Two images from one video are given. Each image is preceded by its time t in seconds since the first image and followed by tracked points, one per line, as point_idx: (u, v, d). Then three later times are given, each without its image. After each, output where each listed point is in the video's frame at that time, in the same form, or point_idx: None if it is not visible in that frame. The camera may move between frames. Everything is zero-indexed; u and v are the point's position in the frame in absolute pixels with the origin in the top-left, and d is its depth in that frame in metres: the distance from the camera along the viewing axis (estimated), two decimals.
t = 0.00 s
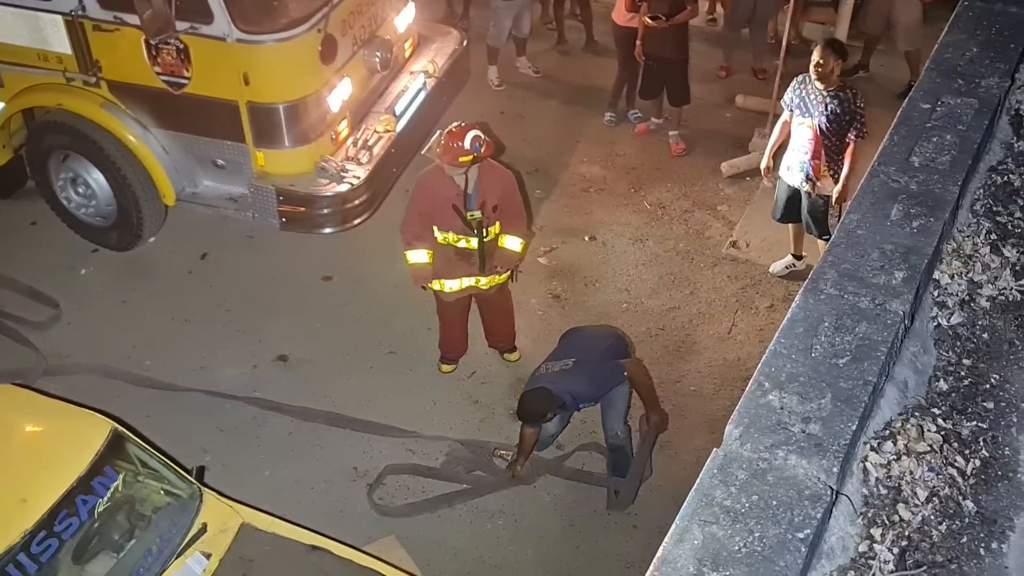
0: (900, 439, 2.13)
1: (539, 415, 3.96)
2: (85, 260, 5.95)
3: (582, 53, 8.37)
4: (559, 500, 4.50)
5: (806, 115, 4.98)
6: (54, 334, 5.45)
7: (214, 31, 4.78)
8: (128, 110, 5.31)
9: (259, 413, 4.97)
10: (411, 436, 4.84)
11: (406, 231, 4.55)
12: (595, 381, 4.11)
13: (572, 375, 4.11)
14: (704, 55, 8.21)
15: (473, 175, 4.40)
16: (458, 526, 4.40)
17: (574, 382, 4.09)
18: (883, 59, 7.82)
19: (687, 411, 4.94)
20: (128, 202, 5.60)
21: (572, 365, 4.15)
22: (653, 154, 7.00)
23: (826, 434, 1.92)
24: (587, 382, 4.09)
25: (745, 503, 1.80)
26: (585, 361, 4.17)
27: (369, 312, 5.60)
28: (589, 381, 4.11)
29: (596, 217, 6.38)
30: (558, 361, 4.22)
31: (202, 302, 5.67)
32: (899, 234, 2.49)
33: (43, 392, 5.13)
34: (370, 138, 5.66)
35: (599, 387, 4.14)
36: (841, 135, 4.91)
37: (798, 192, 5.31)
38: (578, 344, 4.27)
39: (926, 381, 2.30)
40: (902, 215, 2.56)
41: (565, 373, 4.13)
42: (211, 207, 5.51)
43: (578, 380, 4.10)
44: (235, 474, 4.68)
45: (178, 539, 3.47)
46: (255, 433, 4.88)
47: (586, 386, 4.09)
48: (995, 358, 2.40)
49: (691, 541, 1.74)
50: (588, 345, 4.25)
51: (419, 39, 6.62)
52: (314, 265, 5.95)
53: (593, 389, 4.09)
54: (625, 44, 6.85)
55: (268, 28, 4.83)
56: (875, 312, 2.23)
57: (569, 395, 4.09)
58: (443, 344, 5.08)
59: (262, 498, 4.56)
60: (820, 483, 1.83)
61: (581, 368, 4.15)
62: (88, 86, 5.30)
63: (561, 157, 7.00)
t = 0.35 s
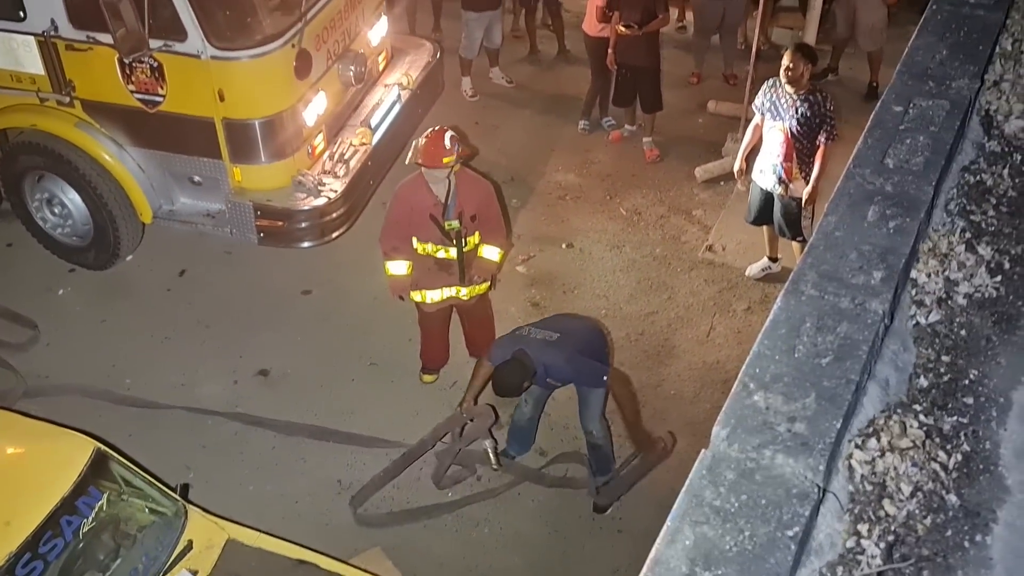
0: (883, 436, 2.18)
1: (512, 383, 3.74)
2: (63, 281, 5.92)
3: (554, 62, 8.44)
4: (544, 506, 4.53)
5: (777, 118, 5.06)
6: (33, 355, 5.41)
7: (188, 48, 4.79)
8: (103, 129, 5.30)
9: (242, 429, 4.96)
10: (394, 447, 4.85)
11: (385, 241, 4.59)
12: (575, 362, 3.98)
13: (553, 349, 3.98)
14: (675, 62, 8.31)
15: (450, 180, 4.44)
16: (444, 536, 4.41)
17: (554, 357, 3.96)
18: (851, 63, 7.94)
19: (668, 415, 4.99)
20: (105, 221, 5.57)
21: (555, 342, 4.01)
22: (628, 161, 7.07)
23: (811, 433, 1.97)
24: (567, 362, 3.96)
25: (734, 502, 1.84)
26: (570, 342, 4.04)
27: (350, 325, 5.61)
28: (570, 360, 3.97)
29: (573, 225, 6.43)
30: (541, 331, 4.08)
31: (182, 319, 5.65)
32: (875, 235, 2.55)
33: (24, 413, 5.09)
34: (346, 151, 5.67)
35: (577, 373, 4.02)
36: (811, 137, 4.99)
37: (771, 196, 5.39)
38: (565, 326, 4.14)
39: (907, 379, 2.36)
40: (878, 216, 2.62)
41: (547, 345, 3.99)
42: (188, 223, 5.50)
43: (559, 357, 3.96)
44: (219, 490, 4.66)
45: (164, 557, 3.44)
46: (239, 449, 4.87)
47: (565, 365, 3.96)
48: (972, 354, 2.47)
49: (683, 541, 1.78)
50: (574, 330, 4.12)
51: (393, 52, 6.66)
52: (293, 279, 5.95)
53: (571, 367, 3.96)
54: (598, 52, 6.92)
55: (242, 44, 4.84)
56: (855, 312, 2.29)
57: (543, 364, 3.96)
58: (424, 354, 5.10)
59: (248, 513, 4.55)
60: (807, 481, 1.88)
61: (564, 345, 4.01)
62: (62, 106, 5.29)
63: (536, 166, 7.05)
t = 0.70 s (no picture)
0: (879, 469, 2.18)
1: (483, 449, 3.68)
2: (55, 319, 5.91)
3: (545, 101, 8.53)
4: (538, 545, 4.49)
5: (765, 156, 5.11)
6: (24, 394, 5.39)
7: (183, 88, 4.83)
8: (97, 168, 5.32)
9: (235, 467, 4.93)
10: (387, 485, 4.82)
11: (387, 292, 4.55)
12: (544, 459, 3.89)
13: (537, 436, 3.84)
14: (665, 100, 8.41)
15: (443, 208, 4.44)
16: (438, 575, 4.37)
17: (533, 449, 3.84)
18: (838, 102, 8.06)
19: (662, 452, 4.98)
20: (99, 259, 5.58)
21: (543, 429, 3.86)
22: (619, 198, 7.12)
23: (807, 466, 1.98)
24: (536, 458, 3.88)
25: (732, 535, 1.84)
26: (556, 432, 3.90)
27: (343, 362, 5.60)
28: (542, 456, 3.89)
29: (565, 262, 6.46)
30: (535, 407, 3.89)
31: (174, 357, 5.63)
32: (867, 269, 2.58)
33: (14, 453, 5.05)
34: (340, 189, 5.69)
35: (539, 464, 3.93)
36: (799, 175, 5.04)
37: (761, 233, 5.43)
38: (558, 392, 3.95)
39: (901, 412, 2.37)
40: (870, 251, 2.65)
41: (534, 431, 3.83)
42: (182, 261, 5.51)
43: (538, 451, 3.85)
44: (211, 530, 4.62)
45: None
46: (231, 487, 4.83)
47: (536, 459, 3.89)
48: (965, 388, 2.48)
49: None
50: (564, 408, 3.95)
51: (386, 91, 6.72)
52: (286, 316, 5.95)
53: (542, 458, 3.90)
54: (588, 91, 7.00)
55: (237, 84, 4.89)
56: (849, 345, 2.30)
57: (520, 443, 3.84)
58: (418, 392, 5.07)
59: (239, 553, 4.51)
60: (805, 514, 1.88)
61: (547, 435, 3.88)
62: (57, 145, 5.32)
63: (529, 204, 7.09)
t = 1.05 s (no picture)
0: (884, 486, 2.18)
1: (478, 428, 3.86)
2: (62, 326, 5.93)
3: (553, 116, 8.57)
4: (540, 559, 4.48)
5: (771, 174, 5.13)
6: (29, 401, 5.40)
7: (194, 98, 4.86)
8: (107, 177, 5.36)
9: (238, 477, 4.93)
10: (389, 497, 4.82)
11: (401, 311, 4.53)
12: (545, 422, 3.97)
13: (527, 398, 3.97)
14: (672, 118, 8.44)
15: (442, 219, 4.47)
16: None
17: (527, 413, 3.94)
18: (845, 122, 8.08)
19: (665, 469, 4.97)
20: (106, 267, 5.60)
21: (531, 393, 3.98)
22: (625, 214, 7.14)
23: (814, 481, 1.98)
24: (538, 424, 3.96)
25: (738, 549, 1.84)
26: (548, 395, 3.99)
27: (348, 373, 5.61)
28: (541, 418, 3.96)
29: (571, 277, 6.47)
30: (520, 377, 4.05)
31: (179, 366, 5.65)
32: (875, 287, 2.59)
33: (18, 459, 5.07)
34: (348, 202, 5.71)
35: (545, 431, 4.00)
36: (804, 193, 5.06)
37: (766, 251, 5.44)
38: (543, 363, 4.12)
39: (907, 429, 2.37)
40: (878, 269, 2.66)
41: (523, 395, 3.97)
42: (189, 270, 5.52)
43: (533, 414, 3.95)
44: (213, 540, 4.62)
45: None
46: (234, 497, 4.83)
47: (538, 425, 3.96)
48: (972, 406, 2.48)
49: None
50: (555, 379, 4.07)
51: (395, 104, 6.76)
52: (292, 327, 5.96)
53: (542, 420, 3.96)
54: (596, 108, 7.04)
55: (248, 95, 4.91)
56: (856, 362, 2.31)
57: (515, 413, 3.96)
58: (422, 404, 5.07)
59: (241, 563, 4.50)
60: (810, 529, 1.88)
61: (540, 398, 3.98)
62: (67, 153, 5.35)
63: (535, 219, 7.11)
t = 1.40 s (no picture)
0: (888, 493, 2.18)
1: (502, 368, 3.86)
2: (66, 328, 5.94)
3: (559, 120, 8.57)
4: (543, 565, 4.46)
5: (775, 180, 5.13)
6: (33, 402, 5.41)
7: (200, 101, 4.87)
8: (112, 178, 5.37)
9: (241, 479, 4.94)
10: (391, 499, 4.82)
11: (403, 314, 4.52)
12: (565, 373, 3.99)
13: (554, 350, 4.03)
14: (677, 123, 8.44)
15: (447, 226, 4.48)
16: None
17: (547, 360, 3.97)
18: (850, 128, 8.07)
19: (668, 474, 4.96)
20: (111, 268, 5.61)
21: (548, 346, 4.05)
22: (630, 219, 7.13)
23: (818, 487, 1.98)
24: (559, 371, 3.97)
25: (741, 556, 1.83)
26: (565, 352, 4.07)
27: (351, 376, 5.61)
28: (561, 368, 3.99)
29: (576, 281, 6.47)
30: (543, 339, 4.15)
31: (183, 368, 5.65)
32: (880, 294, 2.58)
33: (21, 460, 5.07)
34: (352, 205, 5.72)
35: (563, 384, 4.00)
36: (809, 199, 5.05)
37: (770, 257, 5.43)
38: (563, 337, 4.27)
39: (911, 437, 2.37)
40: (883, 276, 2.65)
41: (549, 346, 4.04)
42: (193, 272, 5.53)
43: (553, 362, 3.98)
44: (216, 541, 4.62)
45: None
46: (236, 499, 4.83)
47: (558, 375, 3.97)
48: (977, 414, 2.47)
49: None
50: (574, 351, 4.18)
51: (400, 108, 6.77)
52: (296, 330, 5.96)
53: (563, 373, 3.99)
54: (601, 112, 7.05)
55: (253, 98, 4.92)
56: (861, 369, 2.30)
57: (538, 361, 3.98)
58: (425, 407, 5.07)
59: (242, 565, 4.50)
60: (814, 536, 1.87)
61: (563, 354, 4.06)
62: (72, 154, 5.36)
63: (540, 223, 7.11)
